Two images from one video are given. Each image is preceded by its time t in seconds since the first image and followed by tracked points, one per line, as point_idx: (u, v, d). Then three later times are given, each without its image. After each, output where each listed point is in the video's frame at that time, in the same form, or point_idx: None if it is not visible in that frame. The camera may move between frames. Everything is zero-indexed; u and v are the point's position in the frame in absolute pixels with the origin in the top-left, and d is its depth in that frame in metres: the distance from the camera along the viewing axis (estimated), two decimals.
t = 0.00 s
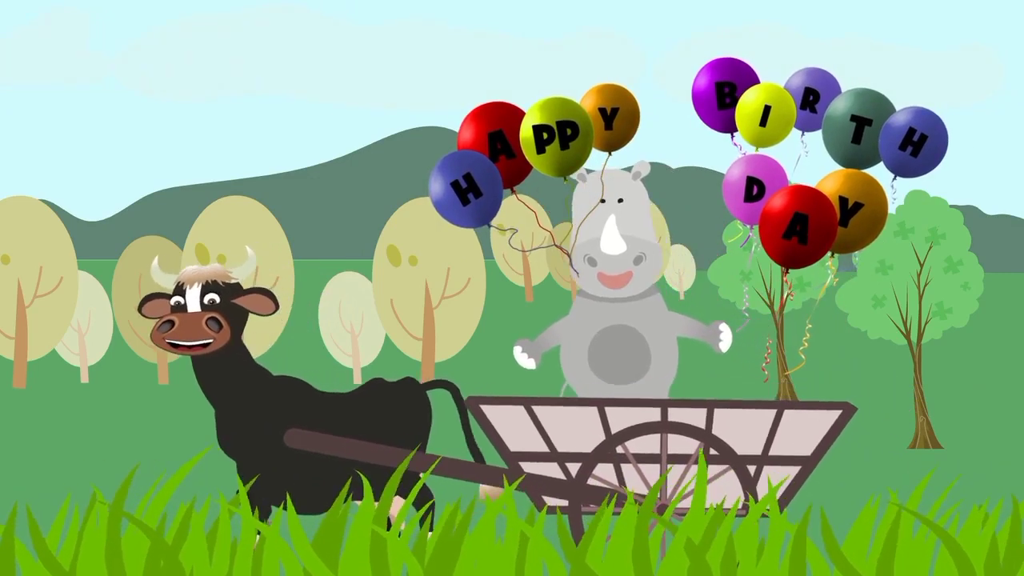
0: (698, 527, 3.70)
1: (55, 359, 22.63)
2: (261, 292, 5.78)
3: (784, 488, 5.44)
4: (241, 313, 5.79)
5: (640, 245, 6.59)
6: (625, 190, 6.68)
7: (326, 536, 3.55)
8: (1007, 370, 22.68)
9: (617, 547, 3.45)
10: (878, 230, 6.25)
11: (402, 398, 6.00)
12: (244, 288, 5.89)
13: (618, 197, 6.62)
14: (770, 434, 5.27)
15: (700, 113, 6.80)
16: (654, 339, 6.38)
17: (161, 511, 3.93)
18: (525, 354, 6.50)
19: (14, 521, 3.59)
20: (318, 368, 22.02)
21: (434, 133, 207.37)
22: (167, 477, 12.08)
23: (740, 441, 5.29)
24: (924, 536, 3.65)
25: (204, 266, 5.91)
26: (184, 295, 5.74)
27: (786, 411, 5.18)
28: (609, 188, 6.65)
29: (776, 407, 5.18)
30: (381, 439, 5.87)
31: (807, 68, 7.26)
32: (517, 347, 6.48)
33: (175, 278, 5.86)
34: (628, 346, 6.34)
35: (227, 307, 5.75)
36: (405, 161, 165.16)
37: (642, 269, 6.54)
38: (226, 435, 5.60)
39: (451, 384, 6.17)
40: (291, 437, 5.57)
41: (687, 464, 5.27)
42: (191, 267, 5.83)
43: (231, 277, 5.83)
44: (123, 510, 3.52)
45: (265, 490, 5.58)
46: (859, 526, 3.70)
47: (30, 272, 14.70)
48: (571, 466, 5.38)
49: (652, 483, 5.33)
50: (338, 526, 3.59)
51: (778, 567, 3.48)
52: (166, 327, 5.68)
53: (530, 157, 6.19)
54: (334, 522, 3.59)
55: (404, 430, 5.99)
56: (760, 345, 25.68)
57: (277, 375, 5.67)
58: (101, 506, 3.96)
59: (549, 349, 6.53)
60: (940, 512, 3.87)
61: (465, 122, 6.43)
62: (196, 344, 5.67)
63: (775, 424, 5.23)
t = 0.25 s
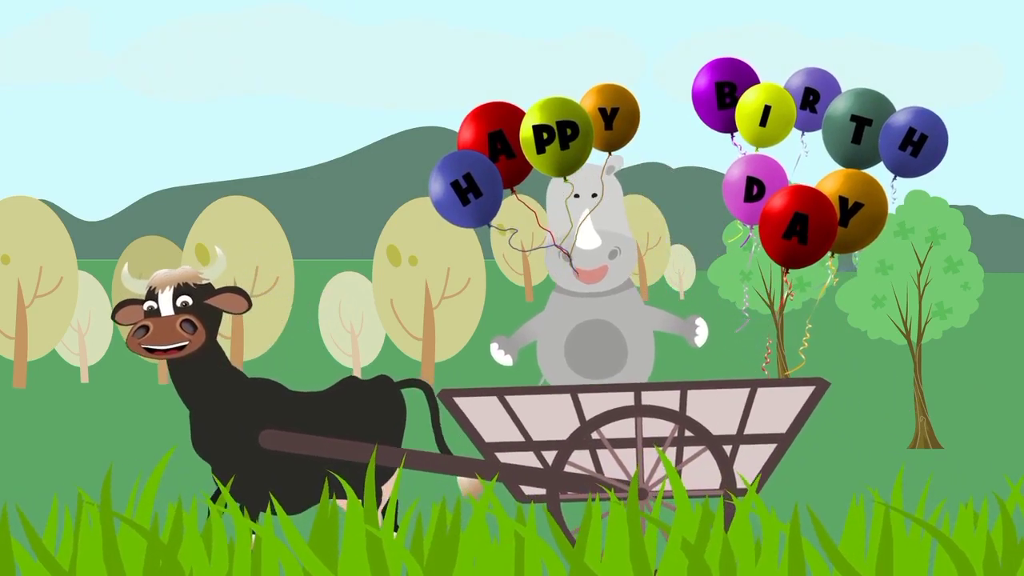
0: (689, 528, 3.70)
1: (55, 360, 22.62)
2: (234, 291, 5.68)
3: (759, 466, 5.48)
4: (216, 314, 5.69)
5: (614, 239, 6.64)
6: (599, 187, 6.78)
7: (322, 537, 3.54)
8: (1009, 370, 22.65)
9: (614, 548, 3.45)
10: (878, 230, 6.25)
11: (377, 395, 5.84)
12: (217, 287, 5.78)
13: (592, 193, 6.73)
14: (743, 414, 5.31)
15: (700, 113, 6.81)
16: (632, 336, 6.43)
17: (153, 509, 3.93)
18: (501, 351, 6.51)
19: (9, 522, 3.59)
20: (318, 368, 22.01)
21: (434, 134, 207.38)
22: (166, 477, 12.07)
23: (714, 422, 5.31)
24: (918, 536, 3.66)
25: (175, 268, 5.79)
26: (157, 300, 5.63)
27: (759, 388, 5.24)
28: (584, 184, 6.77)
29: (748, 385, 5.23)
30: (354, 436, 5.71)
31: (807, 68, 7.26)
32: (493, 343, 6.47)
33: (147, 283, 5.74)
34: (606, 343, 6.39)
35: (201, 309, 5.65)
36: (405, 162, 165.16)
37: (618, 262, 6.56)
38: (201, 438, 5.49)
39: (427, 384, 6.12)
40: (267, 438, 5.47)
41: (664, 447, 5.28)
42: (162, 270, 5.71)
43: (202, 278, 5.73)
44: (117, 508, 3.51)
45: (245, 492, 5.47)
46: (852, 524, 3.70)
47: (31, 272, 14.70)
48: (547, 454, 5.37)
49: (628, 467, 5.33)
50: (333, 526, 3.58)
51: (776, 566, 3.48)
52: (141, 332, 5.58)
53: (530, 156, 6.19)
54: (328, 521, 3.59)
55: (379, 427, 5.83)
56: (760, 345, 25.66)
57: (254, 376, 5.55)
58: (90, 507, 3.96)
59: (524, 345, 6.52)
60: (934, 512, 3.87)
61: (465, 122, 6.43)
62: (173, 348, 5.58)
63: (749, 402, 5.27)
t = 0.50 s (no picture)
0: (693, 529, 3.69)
1: (55, 360, 22.61)
2: (208, 291, 5.77)
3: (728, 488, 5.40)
4: (188, 312, 5.77)
5: (593, 246, 6.65)
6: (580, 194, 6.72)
7: (323, 537, 3.54)
8: (1009, 370, 22.65)
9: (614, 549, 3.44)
10: (879, 230, 6.24)
11: (350, 401, 5.94)
12: (191, 287, 5.88)
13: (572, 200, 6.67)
14: (715, 435, 5.23)
15: (700, 113, 6.80)
16: (607, 342, 6.44)
17: (155, 511, 3.92)
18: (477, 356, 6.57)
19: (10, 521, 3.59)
20: (318, 368, 22.00)
21: (434, 134, 207.41)
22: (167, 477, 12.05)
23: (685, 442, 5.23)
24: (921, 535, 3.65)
25: (151, 265, 5.92)
26: (131, 294, 5.72)
27: (731, 411, 5.15)
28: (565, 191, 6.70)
29: (721, 408, 5.15)
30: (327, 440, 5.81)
31: (807, 68, 7.26)
32: (470, 349, 6.51)
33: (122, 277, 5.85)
34: (581, 350, 6.40)
35: (173, 306, 5.74)
36: (405, 162, 165.16)
37: (595, 271, 6.60)
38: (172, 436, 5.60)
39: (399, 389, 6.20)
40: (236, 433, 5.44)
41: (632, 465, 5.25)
42: (138, 265, 5.83)
43: (177, 276, 5.83)
44: (118, 508, 3.51)
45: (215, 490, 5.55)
46: (857, 524, 3.69)
47: (31, 272, 14.70)
48: (517, 466, 5.37)
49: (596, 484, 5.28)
50: (335, 526, 3.58)
51: (777, 568, 3.47)
52: (113, 325, 5.64)
53: (530, 156, 6.18)
54: (331, 521, 3.59)
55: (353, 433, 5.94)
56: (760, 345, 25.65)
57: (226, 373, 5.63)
58: (94, 507, 3.95)
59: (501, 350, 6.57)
60: (938, 512, 3.86)
61: (465, 122, 6.43)
62: (144, 343, 5.66)
63: (720, 424, 5.19)
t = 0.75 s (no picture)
0: (702, 529, 3.69)
1: (55, 360, 22.59)
2: (179, 291, 5.85)
3: (705, 467, 5.53)
4: (161, 313, 5.86)
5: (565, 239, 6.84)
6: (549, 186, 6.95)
7: (327, 537, 3.54)
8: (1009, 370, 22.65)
9: (618, 549, 3.44)
10: (878, 230, 6.25)
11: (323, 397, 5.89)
12: (163, 286, 5.95)
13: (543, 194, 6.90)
14: (690, 412, 5.38)
15: (699, 113, 6.80)
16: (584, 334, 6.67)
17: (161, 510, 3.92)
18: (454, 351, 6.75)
19: (14, 520, 3.59)
20: (318, 369, 21.98)
21: (434, 134, 207.42)
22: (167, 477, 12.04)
23: (659, 421, 5.39)
24: (923, 536, 3.65)
25: (124, 267, 6.00)
26: (103, 298, 5.81)
27: (705, 387, 5.31)
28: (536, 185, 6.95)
29: (695, 385, 5.30)
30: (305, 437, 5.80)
31: (807, 68, 7.26)
32: (446, 345, 6.70)
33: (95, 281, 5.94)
34: (558, 342, 6.61)
35: (146, 308, 5.82)
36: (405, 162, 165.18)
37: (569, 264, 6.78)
38: (146, 438, 5.66)
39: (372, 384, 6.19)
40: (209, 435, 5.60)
41: (609, 446, 5.37)
42: (110, 269, 5.90)
43: (148, 276, 5.91)
44: (124, 508, 3.52)
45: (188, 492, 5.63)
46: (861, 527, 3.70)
47: (31, 272, 14.69)
48: (492, 454, 5.43)
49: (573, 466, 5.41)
50: (340, 527, 3.58)
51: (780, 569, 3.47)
52: (86, 331, 5.78)
53: (530, 156, 6.18)
54: (337, 522, 3.59)
55: (328, 429, 5.89)
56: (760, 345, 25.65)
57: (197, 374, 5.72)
58: (102, 506, 3.96)
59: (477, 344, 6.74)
60: (946, 510, 3.85)
61: (465, 122, 6.44)
62: (117, 346, 5.76)
63: (695, 402, 5.35)
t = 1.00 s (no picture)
0: (705, 529, 3.69)
1: (55, 360, 22.54)
2: (152, 290, 6.07)
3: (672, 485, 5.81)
4: (134, 309, 6.07)
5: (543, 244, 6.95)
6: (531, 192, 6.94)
7: (329, 536, 3.54)
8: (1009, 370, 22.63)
9: (620, 549, 3.44)
10: (878, 232, 6.26)
11: (293, 398, 6.24)
12: (135, 284, 6.16)
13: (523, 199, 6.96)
14: (661, 431, 5.63)
15: (698, 113, 6.80)
16: (559, 340, 6.81)
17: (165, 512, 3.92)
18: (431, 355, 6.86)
19: (15, 520, 3.59)
20: (318, 369, 21.94)
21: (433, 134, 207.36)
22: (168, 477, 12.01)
23: (629, 438, 5.65)
24: (924, 536, 3.65)
25: (96, 263, 6.17)
26: (76, 292, 5.98)
27: (676, 406, 5.58)
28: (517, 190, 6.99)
29: (666, 403, 5.57)
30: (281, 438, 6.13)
31: (807, 68, 7.26)
32: (422, 348, 6.82)
33: (67, 276, 6.11)
34: (533, 348, 6.77)
35: (118, 304, 6.02)
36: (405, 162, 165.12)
37: (547, 269, 6.92)
38: (119, 434, 5.85)
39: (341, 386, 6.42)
40: (178, 433, 5.78)
41: (578, 461, 5.63)
42: (83, 264, 6.08)
43: (121, 274, 6.10)
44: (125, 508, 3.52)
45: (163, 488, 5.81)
46: (863, 529, 3.70)
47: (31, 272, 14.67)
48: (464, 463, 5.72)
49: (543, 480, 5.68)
50: (342, 527, 3.58)
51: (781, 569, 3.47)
52: (58, 324, 5.94)
53: (529, 156, 6.17)
54: (339, 521, 3.59)
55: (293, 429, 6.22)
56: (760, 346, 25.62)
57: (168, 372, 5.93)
58: (104, 507, 3.96)
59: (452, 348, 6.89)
60: (947, 511, 3.85)
61: (464, 122, 6.43)
62: (89, 341, 5.94)
63: (666, 420, 5.60)
